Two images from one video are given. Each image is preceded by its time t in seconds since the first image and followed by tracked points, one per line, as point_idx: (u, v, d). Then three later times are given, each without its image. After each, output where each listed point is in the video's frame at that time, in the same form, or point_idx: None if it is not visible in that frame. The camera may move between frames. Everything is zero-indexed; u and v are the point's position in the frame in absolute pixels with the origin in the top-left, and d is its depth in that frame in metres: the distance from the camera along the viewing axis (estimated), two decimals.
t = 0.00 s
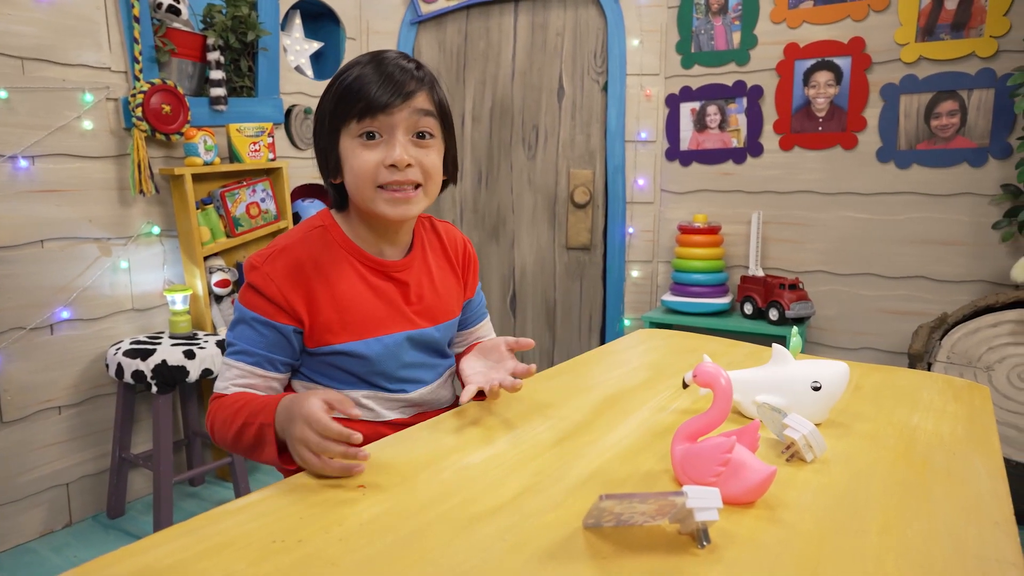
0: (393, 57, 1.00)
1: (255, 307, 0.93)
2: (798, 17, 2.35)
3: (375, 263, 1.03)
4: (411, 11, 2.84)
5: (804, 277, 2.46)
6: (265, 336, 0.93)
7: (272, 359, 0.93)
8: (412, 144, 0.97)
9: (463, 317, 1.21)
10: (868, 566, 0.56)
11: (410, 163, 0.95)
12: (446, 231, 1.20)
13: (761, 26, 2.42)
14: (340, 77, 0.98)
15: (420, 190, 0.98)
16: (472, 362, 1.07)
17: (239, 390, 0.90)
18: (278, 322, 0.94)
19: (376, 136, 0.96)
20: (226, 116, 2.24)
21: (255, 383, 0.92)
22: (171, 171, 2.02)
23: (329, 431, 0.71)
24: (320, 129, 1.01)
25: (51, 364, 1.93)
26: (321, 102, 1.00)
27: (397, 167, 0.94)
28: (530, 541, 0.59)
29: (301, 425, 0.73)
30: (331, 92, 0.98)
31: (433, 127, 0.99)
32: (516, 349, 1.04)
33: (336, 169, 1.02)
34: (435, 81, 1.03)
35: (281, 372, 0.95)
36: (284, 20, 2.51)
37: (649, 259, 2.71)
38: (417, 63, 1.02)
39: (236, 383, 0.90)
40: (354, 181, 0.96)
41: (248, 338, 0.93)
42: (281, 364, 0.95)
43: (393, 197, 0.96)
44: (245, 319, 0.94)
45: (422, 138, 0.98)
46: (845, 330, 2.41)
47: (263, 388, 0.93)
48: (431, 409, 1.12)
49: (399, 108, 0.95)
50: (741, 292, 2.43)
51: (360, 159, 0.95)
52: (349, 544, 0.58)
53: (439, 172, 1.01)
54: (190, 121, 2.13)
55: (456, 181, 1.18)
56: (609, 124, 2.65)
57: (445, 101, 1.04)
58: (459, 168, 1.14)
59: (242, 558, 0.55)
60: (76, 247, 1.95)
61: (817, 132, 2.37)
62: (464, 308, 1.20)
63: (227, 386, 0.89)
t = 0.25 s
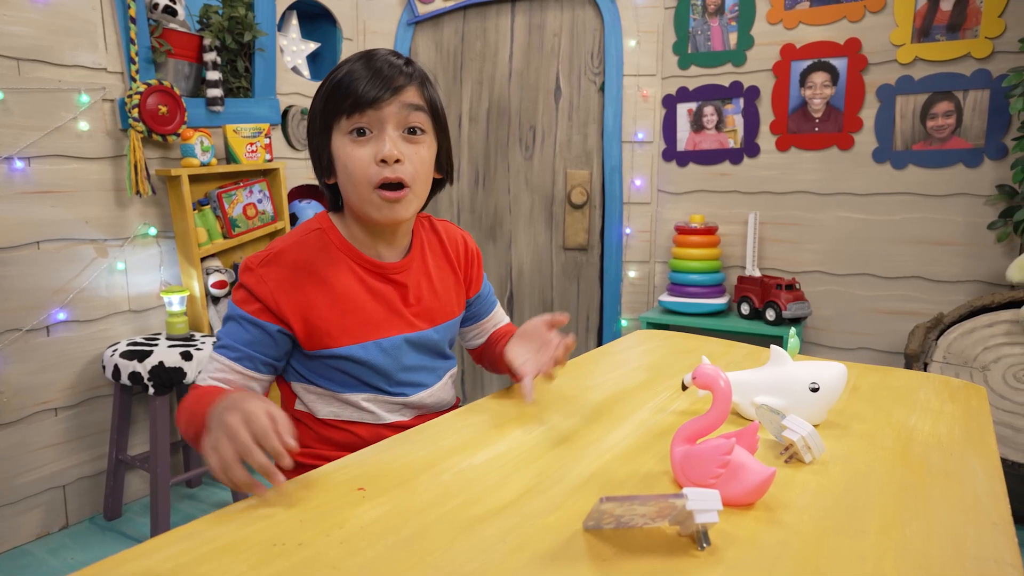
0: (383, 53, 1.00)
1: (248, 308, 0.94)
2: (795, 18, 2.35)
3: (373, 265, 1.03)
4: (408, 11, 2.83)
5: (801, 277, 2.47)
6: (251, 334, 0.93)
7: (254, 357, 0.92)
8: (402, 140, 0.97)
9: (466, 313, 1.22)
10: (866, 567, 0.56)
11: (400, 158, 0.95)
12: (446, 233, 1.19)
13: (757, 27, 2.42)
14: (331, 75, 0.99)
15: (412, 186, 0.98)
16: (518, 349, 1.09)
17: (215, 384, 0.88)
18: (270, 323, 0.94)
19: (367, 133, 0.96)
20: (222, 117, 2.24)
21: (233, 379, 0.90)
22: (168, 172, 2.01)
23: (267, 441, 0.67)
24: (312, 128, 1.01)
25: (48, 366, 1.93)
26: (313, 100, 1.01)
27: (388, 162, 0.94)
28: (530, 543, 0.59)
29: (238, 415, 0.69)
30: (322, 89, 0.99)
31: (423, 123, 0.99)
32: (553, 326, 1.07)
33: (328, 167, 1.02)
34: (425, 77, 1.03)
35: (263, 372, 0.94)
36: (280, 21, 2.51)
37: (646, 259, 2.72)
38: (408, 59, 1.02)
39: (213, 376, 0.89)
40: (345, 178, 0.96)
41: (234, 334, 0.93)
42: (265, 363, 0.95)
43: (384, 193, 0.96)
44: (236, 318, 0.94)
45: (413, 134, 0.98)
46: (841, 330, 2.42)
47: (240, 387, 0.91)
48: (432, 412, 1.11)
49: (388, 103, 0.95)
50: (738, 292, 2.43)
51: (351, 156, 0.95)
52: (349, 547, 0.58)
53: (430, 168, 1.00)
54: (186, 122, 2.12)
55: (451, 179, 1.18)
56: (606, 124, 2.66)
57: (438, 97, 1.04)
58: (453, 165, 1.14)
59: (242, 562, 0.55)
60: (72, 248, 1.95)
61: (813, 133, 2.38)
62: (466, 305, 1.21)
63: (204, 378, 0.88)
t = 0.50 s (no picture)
0: (381, 48, 1.00)
1: (246, 313, 0.94)
2: (792, 18, 2.36)
3: (371, 262, 1.03)
4: (406, 11, 2.84)
5: (798, 277, 2.48)
6: (247, 338, 0.94)
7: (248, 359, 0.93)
8: (403, 136, 0.97)
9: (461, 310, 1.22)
10: (866, 564, 0.56)
11: (401, 155, 0.95)
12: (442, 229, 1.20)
13: (755, 26, 2.43)
14: (329, 71, 0.99)
15: (413, 182, 0.98)
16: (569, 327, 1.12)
17: (207, 387, 0.90)
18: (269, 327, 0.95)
19: (366, 130, 0.96)
20: (220, 116, 2.23)
21: (225, 380, 0.91)
22: (165, 171, 2.01)
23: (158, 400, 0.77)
24: (310, 126, 1.01)
25: (45, 366, 1.92)
26: (310, 98, 1.00)
27: (389, 159, 0.94)
28: (531, 541, 0.59)
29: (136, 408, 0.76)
30: (320, 86, 0.99)
31: (423, 119, 0.99)
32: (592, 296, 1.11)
33: (327, 165, 1.01)
34: (424, 72, 1.02)
35: (259, 376, 0.94)
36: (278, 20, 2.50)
37: (644, 259, 2.72)
38: (405, 54, 1.02)
39: (206, 379, 0.90)
40: (346, 176, 0.96)
41: (229, 338, 0.94)
42: (264, 367, 0.95)
43: (386, 190, 0.96)
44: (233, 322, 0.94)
45: (413, 130, 0.98)
46: (839, 330, 2.42)
47: (233, 388, 0.91)
48: (432, 410, 1.11)
49: (388, 100, 0.95)
50: (735, 291, 2.44)
51: (352, 153, 0.95)
52: (350, 545, 0.58)
53: (431, 164, 1.01)
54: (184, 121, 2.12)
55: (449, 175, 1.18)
56: (604, 124, 2.66)
57: (435, 92, 1.04)
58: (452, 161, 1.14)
59: (243, 560, 0.55)
60: (69, 248, 1.94)
61: (811, 132, 2.39)
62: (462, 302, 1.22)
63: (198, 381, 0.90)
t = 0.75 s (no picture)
0: (381, 49, 1.00)
1: (248, 319, 0.94)
2: (790, 17, 2.36)
3: (373, 265, 1.03)
4: (404, 10, 2.83)
5: (796, 277, 2.48)
6: (252, 345, 0.93)
7: (256, 367, 0.92)
8: (403, 139, 0.97)
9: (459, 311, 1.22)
10: (867, 562, 0.56)
11: (401, 158, 0.95)
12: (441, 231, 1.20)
13: (753, 26, 2.43)
14: (329, 72, 0.98)
15: (413, 185, 0.98)
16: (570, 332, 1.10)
17: (217, 396, 0.87)
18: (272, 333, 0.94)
19: (366, 133, 0.96)
20: (217, 116, 2.23)
21: (232, 388, 0.89)
22: (163, 170, 2.01)
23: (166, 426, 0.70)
24: (310, 128, 1.01)
25: (42, 366, 1.92)
26: (309, 99, 1.00)
27: (389, 162, 0.94)
28: (532, 540, 0.59)
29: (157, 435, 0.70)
30: (319, 87, 0.98)
31: (424, 121, 0.99)
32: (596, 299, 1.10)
33: (327, 167, 1.01)
34: (424, 74, 1.02)
35: (266, 382, 0.93)
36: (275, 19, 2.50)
37: (642, 258, 2.72)
38: (405, 55, 1.01)
39: (214, 389, 0.88)
40: (345, 178, 0.96)
41: (234, 346, 0.93)
42: (271, 373, 0.94)
43: (386, 193, 0.96)
44: (236, 329, 0.93)
45: (413, 133, 0.98)
46: (837, 329, 2.42)
47: (242, 396, 0.90)
48: (432, 409, 1.11)
49: (388, 102, 0.95)
50: (733, 291, 2.44)
51: (351, 155, 0.95)
52: (351, 544, 0.58)
53: (431, 167, 1.00)
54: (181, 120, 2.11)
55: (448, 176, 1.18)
56: (602, 123, 2.65)
57: (436, 93, 1.04)
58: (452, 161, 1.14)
59: (244, 560, 0.55)
60: (66, 247, 1.93)
61: (808, 132, 2.39)
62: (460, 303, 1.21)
63: (206, 390, 0.88)
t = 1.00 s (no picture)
0: (380, 50, 1.00)
1: (248, 319, 0.93)
2: (789, 17, 2.36)
3: (373, 266, 1.03)
4: (403, 10, 2.83)
5: (795, 276, 2.48)
6: (253, 346, 0.93)
7: (257, 368, 0.92)
8: (399, 142, 0.97)
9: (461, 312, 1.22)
10: (869, 562, 0.56)
11: (397, 161, 0.94)
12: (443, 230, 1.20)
13: (751, 26, 2.43)
14: (328, 73, 0.98)
15: (410, 189, 0.97)
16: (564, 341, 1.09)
17: (219, 397, 0.87)
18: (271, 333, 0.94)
19: (363, 135, 0.96)
20: (216, 115, 2.22)
21: (234, 389, 0.89)
22: (162, 170, 2.00)
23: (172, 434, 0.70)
24: (309, 129, 1.01)
25: (41, 366, 1.91)
26: (309, 100, 1.00)
27: (384, 166, 0.94)
28: (533, 539, 0.59)
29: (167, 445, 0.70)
30: (318, 88, 0.98)
31: (421, 125, 0.99)
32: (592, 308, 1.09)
33: (326, 167, 1.02)
34: (423, 76, 1.02)
35: (267, 383, 0.93)
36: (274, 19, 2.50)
37: (642, 258, 2.72)
38: (405, 56, 1.02)
39: (217, 389, 0.88)
40: (341, 180, 0.96)
41: (235, 347, 0.93)
42: (272, 374, 0.94)
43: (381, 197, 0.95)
44: (237, 329, 0.93)
45: (410, 136, 0.98)
46: (836, 329, 2.43)
47: (244, 398, 0.90)
48: (432, 413, 1.11)
49: (386, 104, 0.95)
50: (732, 291, 2.44)
51: (347, 158, 0.95)
52: (353, 544, 0.58)
53: (428, 170, 1.00)
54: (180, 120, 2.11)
55: (448, 177, 1.18)
56: (602, 124, 2.63)
57: (434, 96, 1.04)
58: (451, 163, 1.14)
59: (246, 560, 0.55)
60: (64, 247, 1.93)
61: (807, 132, 2.39)
62: (462, 305, 1.21)
63: (208, 392, 0.87)
